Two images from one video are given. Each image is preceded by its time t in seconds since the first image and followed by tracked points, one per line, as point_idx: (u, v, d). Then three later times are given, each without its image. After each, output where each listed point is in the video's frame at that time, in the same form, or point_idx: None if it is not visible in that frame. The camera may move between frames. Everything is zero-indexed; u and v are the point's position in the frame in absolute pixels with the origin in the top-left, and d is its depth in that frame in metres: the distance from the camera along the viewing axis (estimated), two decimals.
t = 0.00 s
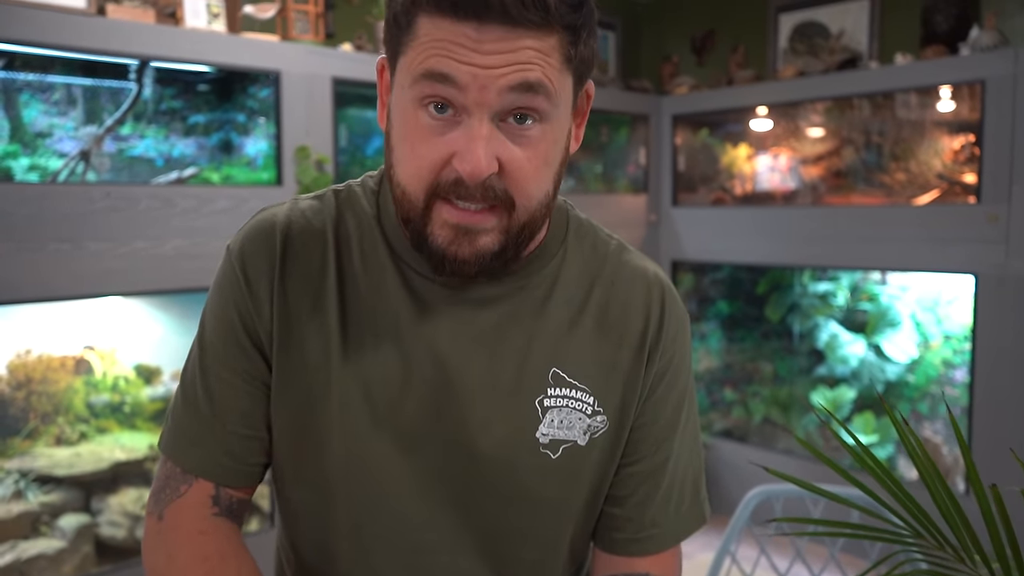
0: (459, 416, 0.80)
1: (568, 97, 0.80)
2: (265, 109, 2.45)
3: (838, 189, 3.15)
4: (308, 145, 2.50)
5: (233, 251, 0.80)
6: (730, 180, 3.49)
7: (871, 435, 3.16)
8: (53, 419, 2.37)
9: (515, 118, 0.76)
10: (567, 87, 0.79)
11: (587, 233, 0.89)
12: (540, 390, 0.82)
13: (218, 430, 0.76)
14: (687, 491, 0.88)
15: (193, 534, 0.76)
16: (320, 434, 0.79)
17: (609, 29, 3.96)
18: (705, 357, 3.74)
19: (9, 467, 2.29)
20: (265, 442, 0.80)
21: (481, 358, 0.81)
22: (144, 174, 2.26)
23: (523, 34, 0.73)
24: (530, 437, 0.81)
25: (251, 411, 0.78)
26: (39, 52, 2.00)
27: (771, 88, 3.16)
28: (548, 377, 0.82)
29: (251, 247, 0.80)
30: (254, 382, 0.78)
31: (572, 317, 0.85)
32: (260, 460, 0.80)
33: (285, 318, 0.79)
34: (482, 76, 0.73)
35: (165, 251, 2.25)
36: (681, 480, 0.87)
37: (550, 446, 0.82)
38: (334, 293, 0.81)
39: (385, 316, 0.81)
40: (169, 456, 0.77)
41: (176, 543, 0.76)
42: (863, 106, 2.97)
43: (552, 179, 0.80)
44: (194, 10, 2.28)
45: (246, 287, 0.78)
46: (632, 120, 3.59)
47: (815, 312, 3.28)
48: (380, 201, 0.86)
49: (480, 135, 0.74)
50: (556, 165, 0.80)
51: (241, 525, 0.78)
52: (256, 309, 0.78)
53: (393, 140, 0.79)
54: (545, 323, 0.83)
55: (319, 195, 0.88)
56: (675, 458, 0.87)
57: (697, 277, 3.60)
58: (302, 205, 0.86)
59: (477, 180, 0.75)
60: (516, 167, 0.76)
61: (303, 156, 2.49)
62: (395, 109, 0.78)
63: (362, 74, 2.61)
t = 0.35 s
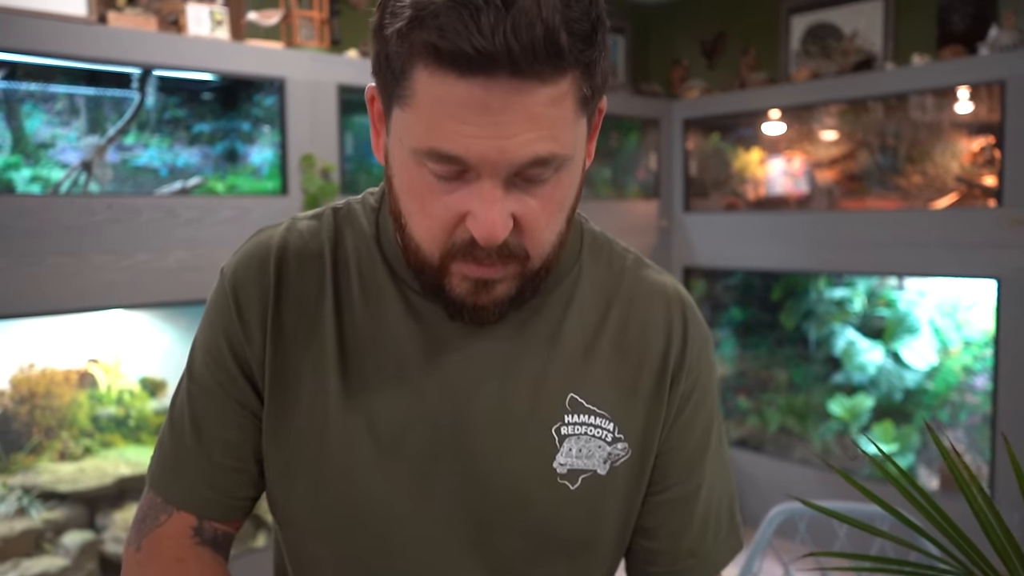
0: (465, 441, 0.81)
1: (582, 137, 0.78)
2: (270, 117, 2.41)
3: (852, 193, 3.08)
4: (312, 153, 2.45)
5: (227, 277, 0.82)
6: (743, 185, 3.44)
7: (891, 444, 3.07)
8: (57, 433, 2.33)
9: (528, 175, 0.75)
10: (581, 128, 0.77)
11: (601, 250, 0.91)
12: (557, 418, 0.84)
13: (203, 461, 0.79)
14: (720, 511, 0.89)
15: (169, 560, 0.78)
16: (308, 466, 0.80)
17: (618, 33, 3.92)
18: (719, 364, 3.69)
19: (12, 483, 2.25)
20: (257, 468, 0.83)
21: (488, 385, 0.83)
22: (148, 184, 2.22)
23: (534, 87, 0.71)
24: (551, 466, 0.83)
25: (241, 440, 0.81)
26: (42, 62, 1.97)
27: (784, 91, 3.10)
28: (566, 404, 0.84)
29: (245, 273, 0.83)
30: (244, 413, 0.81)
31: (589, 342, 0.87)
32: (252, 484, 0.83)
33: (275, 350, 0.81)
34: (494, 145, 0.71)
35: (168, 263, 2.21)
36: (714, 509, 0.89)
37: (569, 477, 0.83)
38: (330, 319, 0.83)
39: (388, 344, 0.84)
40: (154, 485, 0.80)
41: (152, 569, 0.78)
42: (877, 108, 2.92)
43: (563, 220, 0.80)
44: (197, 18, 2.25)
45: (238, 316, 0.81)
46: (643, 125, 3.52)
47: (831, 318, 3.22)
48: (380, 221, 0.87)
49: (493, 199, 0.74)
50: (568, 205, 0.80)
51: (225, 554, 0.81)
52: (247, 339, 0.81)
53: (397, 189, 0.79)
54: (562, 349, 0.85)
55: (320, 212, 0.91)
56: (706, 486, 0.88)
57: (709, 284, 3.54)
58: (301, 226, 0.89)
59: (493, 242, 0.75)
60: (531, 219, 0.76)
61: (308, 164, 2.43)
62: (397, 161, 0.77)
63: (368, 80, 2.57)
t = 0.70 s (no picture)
0: (473, 460, 0.79)
1: (590, 134, 0.75)
2: (273, 122, 2.37)
3: (864, 194, 3.03)
4: (317, 158, 2.42)
5: (220, 294, 0.82)
6: (753, 187, 3.39)
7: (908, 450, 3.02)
8: (60, 445, 2.29)
9: (529, 175, 0.73)
10: (587, 120, 0.74)
11: (623, 251, 0.89)
12: (578, 437, 0.82)
13: (199, 492, 0.79)
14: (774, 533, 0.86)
15: None
16: (312, 491, 0.79)
17: (625, 35, 3.88)
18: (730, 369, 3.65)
19: (15, 497, 2.21)
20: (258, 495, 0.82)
21: (498, 404, 0.81)
22: (150, 192, 2.18)
23: (527, 76, 0.68)
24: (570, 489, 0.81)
25: (240, 467, 0.80)
26: (43, 68, 1.94)
27: (795, 91, 3.05)
28: (587, 421, 0.82)
29: (238, 289, 0.82)
30: (240, 439, 0.80)
31: (613, 357, 0.85)
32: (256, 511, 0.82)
33: (270, 372, 0.81)
34: (487, 142, 0.69)
35: (172, 271, 2.17)
36: (772, 528, 0.86)
37: (592, 501, 0.81)
38: (330, 336, 0.82)
39: (392, 365, 0.82)
40: (151, 517, 0.80)
41: None
42: (887, 109, 2.86)
43: (575, 223, 0.78)
44: (198, 21, 2.21)
45: (230, 338, 0.80)
46: (651, 128, 3.50)
47: (846, 322, 3.16)
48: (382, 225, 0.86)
49: (491, 202, 0.72)
50: (580, 207, 0.78)
51: None
52: (241, 361, 0.80)
53: (389, 194, 0.77)
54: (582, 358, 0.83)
55: (322, 220, 0.90)
56: (762, 507, 0.86)
57: (720, 287, 3.48)
58: (299, 236, 0.88)
59: (494, 249, 0.73)
60: (536, 220, 0.74)
61: (313, 169, 2.40)
62: (387, 164, 0.76)
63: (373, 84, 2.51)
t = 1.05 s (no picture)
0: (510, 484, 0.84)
1: (637, 128, 0.78)
2: (275, 124, 2.34)
3: (872, 194, 3.00)
4: (320, 161, 2.38)
5: (231, 302, 0.87)
6: (760, 188, 3.35)
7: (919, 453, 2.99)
8: (60, 453, 2.27)
9: (571, 185, 0.75)
10: (634, 124, 0.77)
11: (665, 265, 0.95)
12: (615, 462, 0.86)
13: (203, 512, 0.83)
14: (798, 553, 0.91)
15: None
16: (331, 509, 0.84)
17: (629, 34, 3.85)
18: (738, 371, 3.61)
19: (15, 506, 2.17)
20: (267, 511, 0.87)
21: (531, 426, 0.85)
22: (151, 195, 2.16)
23: (575, 74, 0.71)
24: (606, 517, 0.85)
25: (249, 483, 0.85)
26: (41, 71, 1.90)
27: (803, 90, 3.01)
28: (625, 445, 0.86)
29: (250, 299, 0.87)
30: (249, 457, 0.85)
31: (649, 374, 0.89)
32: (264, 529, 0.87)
33: (283, 390, 0.85)
34: (529, 146, 0.71)
35: (173, 277, 2.12)
36: (799, 549, 0.91)
37: (628, 531, 0.85)
38: (348, 352, 0.87)
39: (418, 387, 0.86)
40: (151, 532, 0.85)
41: None
42: (892, 108, 2.83)
43: (616, 237, 0.81)
44: (198, 22, 2.18)
45: (243, 353, 0.85)
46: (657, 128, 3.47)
47: (855, 323, 3.13)
48: (404, 236, 0.92)
49: (532, 213, 0.74)
50: (622, 220, 0.81)
51: None
52: (256, 382, 0.85)
53: (419, 204, 0.80)
54: (621, 374, 0.88)
55: (336, 225, 0.96)
56: (789, 534, 0.90)
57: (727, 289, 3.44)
58: (315, 240, 0.94)
59: (535, 261, 0.75)
60: (576, 232, 0.77)
61: (316, 173, 2.36)
62: (418, 171, 0.78)
63: (376, 86, 2.48)
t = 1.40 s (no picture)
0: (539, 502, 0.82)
1: (682, 123, 0.75)
2: (277, 124, 2.31)
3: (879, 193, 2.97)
4: (323, 161, 2.35)
5: (241, 313, 0.86)
6: (767, 188, 3.34)
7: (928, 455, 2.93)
8: (60, 458, 2.23)
9: (611, 188, 0.73)
10: (679, 120, 0.74)
11: (699, 270, 0.93)
12: (649, 481, 0.84)
13: (218, 533, 0.83)
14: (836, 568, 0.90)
15: None
16: (351, 527, 0.82)
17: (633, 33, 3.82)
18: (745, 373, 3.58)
19: (14, 513, 2.14)
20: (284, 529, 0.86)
21: (561, 441, 0.83)
22: (151, 196, 2.14)
23: (620, 66, 0.68)
24: (640, 539, 0.83)
25: (265, 502, 0.84)
26: (40, 71, 1.87)
27: (808, 88, 2.98)
28: (660, 460, 0.85)
29: (262, 309, 0.86)
30: (262, 474, 0.84)
31: (685, 387, 0.87)
32: (282, 547, 0.86)
33: (298, 403, 0.84)
34: (565, 145, 0.69)
35: (173, 279, 2.09)
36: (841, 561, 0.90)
37: (663, 553, 0.83)
38: (365, 365, 0.85)
39: (446, 401, 0.85)
40: (165, 548, 0.85)
41: None
42: (898, 106, 2.80)
43: (658, 241, 0.79)
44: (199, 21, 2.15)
45: (256, 367, 0.84)
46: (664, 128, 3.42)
47: (863, 324, 3.10)
48: (424, 241, 0.90)
49: (570, 217, 0.72)
50: (664, 224, 0.79)
51: None
52: (269, 397, 0.84)
53: (444, 206, 0.78)
54: (656, 386, 0.86)
55: (353, 228, 0.93)
56: (835, 552, 0.89)
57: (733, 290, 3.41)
58: (329, 244, 0.92)
59: (573, 268, 0.73)
60: (615, 237, 0.75)
61: (319, 173, 2.34)
62: (443, 170, 0.76)
63: (380, 86, 2.44)
